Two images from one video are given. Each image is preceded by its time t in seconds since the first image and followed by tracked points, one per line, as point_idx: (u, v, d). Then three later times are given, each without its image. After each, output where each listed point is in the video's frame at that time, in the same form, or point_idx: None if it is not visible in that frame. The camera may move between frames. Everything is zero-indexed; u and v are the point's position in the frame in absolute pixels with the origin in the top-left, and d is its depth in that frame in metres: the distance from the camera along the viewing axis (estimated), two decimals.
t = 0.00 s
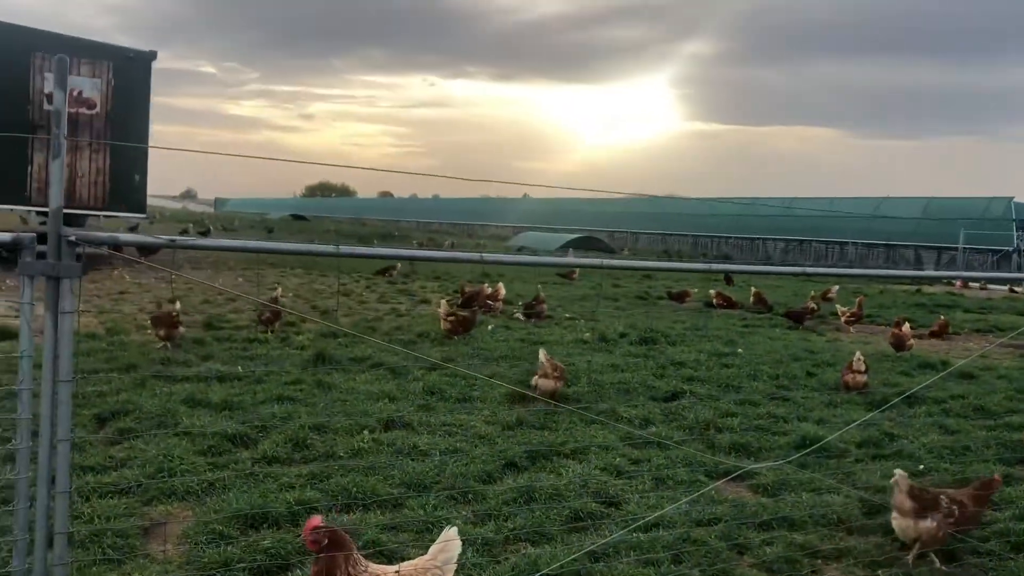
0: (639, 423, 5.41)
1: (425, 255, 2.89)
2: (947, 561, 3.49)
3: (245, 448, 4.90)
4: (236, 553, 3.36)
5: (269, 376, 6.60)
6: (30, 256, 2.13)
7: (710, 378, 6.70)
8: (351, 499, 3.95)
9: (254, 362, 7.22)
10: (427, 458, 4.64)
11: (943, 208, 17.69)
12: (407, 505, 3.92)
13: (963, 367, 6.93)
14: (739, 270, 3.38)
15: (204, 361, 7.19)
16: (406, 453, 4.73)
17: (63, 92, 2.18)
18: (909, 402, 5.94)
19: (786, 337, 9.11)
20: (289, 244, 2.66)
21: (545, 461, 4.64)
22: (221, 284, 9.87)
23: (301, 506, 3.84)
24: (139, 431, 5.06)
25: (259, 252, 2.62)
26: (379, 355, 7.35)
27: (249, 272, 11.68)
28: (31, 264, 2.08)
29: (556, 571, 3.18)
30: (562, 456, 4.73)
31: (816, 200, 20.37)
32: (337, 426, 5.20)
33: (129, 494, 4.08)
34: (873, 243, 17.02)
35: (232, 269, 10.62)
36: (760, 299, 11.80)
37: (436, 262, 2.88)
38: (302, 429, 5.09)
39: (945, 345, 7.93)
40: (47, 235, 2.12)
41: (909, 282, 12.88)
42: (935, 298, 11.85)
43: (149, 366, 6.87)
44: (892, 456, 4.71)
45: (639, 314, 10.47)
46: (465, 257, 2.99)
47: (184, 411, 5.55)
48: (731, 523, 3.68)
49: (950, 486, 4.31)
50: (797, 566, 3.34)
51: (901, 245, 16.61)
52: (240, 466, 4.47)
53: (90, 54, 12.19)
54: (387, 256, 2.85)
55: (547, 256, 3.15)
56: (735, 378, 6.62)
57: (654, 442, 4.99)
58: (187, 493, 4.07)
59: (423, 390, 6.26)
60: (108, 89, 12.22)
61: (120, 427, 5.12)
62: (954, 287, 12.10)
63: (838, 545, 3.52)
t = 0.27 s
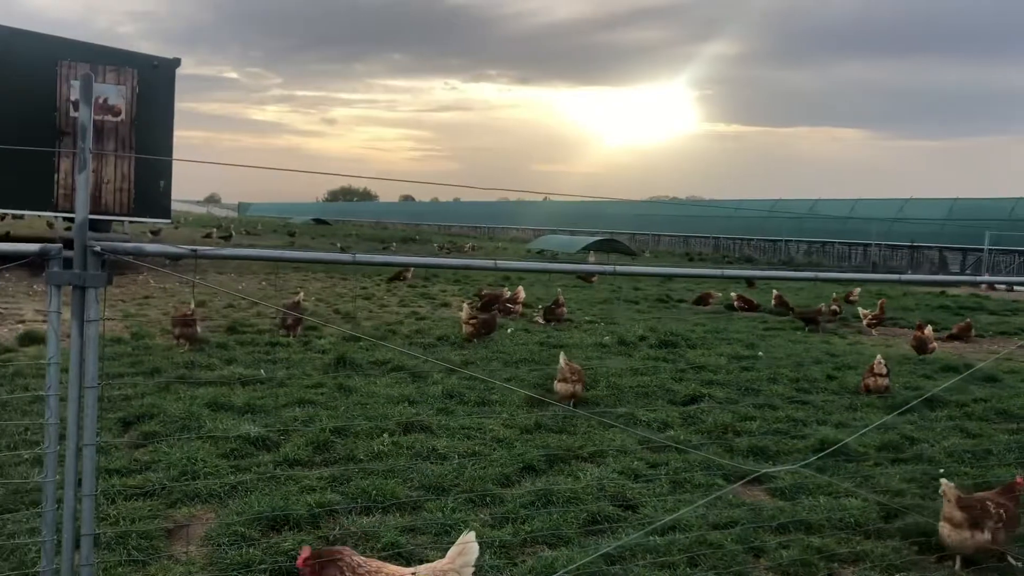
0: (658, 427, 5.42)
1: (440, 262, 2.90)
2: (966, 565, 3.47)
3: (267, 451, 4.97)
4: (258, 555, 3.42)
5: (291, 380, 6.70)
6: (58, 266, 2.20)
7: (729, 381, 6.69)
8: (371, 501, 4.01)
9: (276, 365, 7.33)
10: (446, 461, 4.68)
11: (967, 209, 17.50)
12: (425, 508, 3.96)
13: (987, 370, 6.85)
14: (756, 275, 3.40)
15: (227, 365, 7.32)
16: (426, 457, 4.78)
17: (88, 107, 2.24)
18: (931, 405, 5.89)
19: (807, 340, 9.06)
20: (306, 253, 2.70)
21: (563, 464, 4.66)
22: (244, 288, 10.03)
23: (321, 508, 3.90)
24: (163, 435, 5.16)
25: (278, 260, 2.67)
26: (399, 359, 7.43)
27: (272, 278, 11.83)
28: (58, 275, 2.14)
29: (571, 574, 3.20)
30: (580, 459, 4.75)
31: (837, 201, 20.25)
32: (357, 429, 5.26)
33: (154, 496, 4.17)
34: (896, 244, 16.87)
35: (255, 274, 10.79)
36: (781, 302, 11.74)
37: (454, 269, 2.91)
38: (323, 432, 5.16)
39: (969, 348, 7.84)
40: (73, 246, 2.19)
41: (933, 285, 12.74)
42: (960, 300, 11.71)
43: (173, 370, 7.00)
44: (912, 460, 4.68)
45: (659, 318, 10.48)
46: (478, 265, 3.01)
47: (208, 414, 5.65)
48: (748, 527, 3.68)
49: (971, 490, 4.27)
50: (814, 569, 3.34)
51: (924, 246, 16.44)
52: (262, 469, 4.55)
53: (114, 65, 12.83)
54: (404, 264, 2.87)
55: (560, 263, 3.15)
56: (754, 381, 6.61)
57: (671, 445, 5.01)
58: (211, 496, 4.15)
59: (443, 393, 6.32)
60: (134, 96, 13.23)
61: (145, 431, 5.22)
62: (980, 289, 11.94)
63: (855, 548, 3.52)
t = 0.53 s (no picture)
0: (670, 424, 5.44)
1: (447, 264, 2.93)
2: (974, 562, 3.47)
3: (284, 445, 5.06)
4: (273, 547, 3.50)
5: (309, 376, 6.80)
6: (78, 267, 2.27)
7: (743, 379, 6.69)
8: (384, 495, 4.07)
9: (294, 361, 7.44)
10: (459, 456, 4.74)
11: (992, 206, 17.28)
12: (437, 503, 4.03)
13: (1005, 369, 6.80)
14: (767, 275, 3.40)
15: (246, 361, 7.43)
16: (439, 452, 4.84)
17: (107, 113, 2.31)
18: (946, 404, 5.86)
19: (824, 338, 9.03)
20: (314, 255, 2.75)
21: (574, 460, 4.70)
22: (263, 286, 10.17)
23: (335, 502, 3.98)
24: (183, 430, 5.26)
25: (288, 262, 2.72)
26: (414, 355, 7.50)
27: (292, 275, 11.97)
28: (78, 274, 2.22)
29: (578, 568, 3.24)
30: (592, 456, 4.79)
31: (859, 198, 20.07)
32: (372, 425, 5.34)
33: (172, 489, 4.26)
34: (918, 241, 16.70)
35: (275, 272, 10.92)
36: (800, 299, 11.67)
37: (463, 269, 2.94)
38: (339, 427, 5.24)
39: (988, 347, 7.77)
40: (92, 247, 2.26)
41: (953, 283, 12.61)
42: (981, 298, 11.58)
43: (193, 365, 7.13)
44: (923, 459, 4.68)
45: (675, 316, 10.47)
46: (483, 266, 3.04)
47: (226, 409, 5.75)
48: (755, 524, 3.71)
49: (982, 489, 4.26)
50: (820, 566, 3.37)
51: (946, 243, 16.27)
52: (278, 463, 4.63)
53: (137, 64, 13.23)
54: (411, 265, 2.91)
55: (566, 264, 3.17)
56: (769, 380, 6.61)
57: (683, 443, 5.03)
58: (228, 489, 4.24)
59: (457, 390, 6.38)
60: (155, 95, 13.49)
61: (165, 425, 5.34)
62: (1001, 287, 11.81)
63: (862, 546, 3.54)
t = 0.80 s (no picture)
0: (677, 414, 5.50)
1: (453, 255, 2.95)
2: (970, 552, 3.52)
3: (296, 430, 5.16)
4: (284, 528, 3.60)
5: (322, 363, 6.92)
6: (97, 255, 2.34)
7: (751, 371, 6.73)
8: (392, 480, 4.16)
9: (308, 349, 7.56)
10: (467, 443, 4.82)
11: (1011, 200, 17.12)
12: (444, 488, 4.11)
13: (1014, 364, 6.79)
14: (780, 270, 3.34)
15: (260, 348, 7.56)
16: (448, 439, 4.93)
17: (125, 106, 2.36)
18: (953, 397, 5.89)
19: (835, 332, 9.03)
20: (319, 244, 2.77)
21: (580, 448, 4.77)
22: (278, 274, 10.30)
23: (344, 486, 4.07)
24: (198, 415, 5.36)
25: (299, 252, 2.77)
26: (426, 344, 7.60)
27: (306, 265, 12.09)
28: (97, 262, 2.28)
29: (580, 553, 3.32)
30: (598, 444, 4.85)
31: (876, 192, 19.94)
32: (383, 412, 5.43)
33: (187, 471, 4.37)
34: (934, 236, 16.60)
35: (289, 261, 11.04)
36: (813, 293, 11.65)
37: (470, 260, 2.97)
38: (350, 414, 5.33)
39: (999, 342, 7.75)
40: (110, 236, 2.33)
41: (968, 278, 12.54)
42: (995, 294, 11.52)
43: (209, 352, 7.26)
44: (926, 451, 4.72)
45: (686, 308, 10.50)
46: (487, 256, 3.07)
47: (240, 394, 5.87)
48: (756, 513, 3.77)
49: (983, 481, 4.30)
50: (818, 554, 3.43)
51: (963, 237, 16.16)
52: (290, 448, 4.73)
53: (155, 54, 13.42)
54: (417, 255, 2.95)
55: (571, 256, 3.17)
56: (777, 371, 6.65)
57: (689, 433, 5.10)
58: (240, 472, 4.34)
59: (467, 378, 6.46)
60: (173, 85, 13.69)
61: (181, 410, 5.46)
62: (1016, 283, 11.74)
63: (860, 534, 3.61)
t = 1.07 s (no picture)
0: (682, 400, 5.58)
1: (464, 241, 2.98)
2: (967, 536, 3.59)
3: (306, 411, 5.26)
4: (295, 506, 3.70)
5: (332, 346, 7.02)
6: (118, 237, 2.41)
7: (757, 358, 6.78)
8: (401, 460, 4.25)
9: (319, 332, 7.66)
10: (474, 425, 4.90)
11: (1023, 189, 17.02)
12: (451, 469, 4.19)
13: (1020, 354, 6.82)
14: (793, 258, 3.32)
15: (271, 330, 7.67)
16: (456, 421, 5.01)
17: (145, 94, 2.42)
18: (957, 385, 5.93)
19: (842, 320, 9.07)
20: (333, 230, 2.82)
21: (586, 432, 4.85)
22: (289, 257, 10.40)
23: (353, 465, 4.16)
24: (210, 395, 5.47)
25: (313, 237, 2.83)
26: (435, 328, 7.69)
27: (317, 249, 12.19)
28: (117, 244, 2.35)
29: (583, 533, 3.40)
30: (603, 428, 4.93)
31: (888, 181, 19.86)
32: (392, 394, 5.52)
33: (200, 449, 4.47)
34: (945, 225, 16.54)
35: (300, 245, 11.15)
36: (822, 281, 11.65)
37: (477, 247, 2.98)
38: (360, 395, 5.43)
39: (1006, 331, 7.77)
40: (130, 219, 2.40)
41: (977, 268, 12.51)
42: (1004, 284, 11.50)
43: (220, 334, 7.37)
44: (928, 439, 4.78)
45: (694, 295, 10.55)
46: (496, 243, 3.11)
47: (251, 376, 5.98)
48: (757, 496, 3.85)
49: (982, 469, 4.36)
50: (817, 537, 3.51)
51: (974, 227, 16.10)
52: (301, 428, 4.83)
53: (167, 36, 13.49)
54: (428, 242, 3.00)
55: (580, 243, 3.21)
56: (783, 359, 6.70)
57: (693, 418, 5.17)
58: (252, 451, 4.44)
59: (475, 362, 6.54)
60: (185, 68, 13.77)
61: (194, 390, 5.57)
62: None
63: (858, 519, 3.68)
